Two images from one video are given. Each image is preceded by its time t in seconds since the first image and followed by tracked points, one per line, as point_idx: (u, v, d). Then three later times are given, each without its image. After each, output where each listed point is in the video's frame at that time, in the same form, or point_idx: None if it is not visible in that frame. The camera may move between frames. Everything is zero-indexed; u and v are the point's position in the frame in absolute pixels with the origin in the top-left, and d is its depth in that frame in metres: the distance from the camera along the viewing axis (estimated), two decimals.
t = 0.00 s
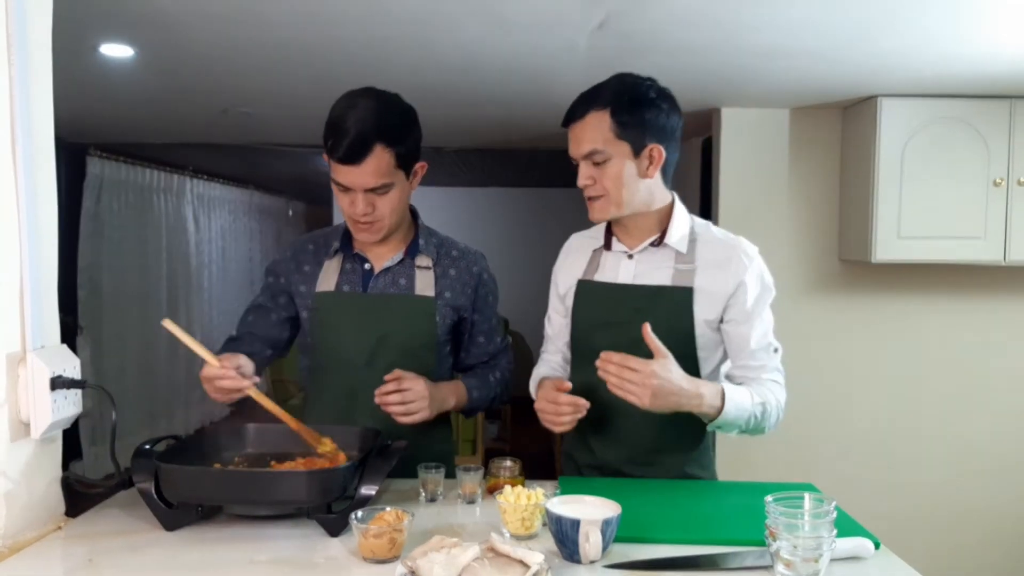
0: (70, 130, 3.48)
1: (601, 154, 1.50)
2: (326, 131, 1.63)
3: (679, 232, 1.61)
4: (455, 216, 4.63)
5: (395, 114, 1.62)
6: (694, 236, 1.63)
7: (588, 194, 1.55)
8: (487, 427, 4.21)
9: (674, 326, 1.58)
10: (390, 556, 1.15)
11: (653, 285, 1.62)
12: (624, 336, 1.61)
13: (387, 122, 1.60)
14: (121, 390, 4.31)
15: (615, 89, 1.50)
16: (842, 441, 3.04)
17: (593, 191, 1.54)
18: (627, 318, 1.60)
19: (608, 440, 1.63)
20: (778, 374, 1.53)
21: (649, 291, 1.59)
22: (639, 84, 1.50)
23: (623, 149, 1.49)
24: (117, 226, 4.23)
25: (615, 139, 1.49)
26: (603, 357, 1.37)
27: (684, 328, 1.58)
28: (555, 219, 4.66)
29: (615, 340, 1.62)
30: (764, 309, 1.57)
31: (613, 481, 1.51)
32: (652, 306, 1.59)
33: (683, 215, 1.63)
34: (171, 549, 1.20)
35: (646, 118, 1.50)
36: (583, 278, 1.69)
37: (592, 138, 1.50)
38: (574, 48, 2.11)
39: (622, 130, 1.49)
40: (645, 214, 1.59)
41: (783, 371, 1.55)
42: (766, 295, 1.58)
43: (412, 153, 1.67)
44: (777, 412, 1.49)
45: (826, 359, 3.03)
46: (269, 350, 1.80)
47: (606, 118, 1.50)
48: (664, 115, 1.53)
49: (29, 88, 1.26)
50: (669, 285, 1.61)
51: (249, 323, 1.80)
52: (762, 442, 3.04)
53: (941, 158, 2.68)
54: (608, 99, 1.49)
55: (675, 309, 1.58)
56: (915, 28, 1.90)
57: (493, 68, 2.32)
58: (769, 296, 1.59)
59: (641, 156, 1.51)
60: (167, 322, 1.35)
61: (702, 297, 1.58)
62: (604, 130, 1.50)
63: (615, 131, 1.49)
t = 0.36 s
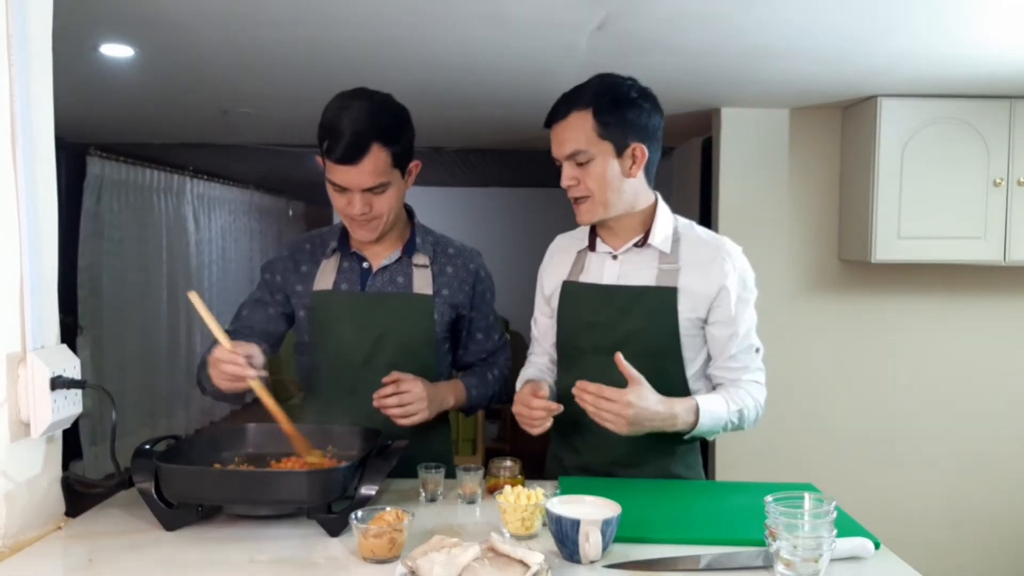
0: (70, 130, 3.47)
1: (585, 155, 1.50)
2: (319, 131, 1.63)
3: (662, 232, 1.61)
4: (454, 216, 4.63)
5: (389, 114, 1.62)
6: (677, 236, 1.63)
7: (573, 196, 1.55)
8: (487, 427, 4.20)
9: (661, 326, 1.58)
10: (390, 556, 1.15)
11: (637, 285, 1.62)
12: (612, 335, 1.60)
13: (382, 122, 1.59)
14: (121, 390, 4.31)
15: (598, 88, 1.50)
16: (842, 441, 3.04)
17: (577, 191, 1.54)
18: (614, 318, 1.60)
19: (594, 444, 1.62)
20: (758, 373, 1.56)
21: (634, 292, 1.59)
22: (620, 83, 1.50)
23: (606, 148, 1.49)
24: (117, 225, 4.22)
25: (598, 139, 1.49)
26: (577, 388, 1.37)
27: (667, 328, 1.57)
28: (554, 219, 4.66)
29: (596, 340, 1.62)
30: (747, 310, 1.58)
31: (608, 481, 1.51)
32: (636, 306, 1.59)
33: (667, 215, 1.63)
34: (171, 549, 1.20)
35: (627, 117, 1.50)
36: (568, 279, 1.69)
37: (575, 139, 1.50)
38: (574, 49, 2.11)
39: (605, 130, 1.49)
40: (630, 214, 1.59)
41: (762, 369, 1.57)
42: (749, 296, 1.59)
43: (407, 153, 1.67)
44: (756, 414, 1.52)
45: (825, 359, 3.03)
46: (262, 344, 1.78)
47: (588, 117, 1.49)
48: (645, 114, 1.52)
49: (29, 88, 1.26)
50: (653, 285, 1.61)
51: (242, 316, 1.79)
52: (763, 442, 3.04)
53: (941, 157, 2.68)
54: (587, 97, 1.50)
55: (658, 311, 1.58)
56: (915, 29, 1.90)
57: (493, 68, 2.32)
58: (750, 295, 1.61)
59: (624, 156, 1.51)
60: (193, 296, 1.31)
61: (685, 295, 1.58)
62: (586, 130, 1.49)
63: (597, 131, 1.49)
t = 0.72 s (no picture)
0: (69, 130, 3.47)
1: (577, 156, 1.49)
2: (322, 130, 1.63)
3: (654, 230, 1.61)
4: (454, 216, 4.63)
5: (391, 113, 1.62)
6: (670, 234, 1.62)
7: (567, 197, 1.54)
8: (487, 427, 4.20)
9: (654, 325, 1.58)
10: (390, 556, 1.15)
11: (630, 284, 1.62)
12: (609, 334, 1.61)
13: (385, 121, 1.60)
14: (121, 390, 4.31)
15: (583, 90, 1.49)
16: (842, 441, 3.04)
17: (571, 193, 1.53)
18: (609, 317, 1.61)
19: (589, 442, 1.61)
20: (746, 370, 1.50)
21: (625, 290, 1.60)
22: (606, 84, 1.50)
23: (599, 150, 1.49)
24: (117, 225, 4.22)
25: (588, 140, 1.48)
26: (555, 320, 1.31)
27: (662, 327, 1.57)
28: (554, 219, 4.65)
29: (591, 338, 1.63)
30: (736, 306, 1.55)
31: (607, 481, 1.51)
32: (631, 305, 1.59)
33: (658, 214, 1.63)
34: (172, 549, 1.20)
35: (617, 117, 1.50)
36: (562, 278, 1.70)
37: (567, 142, 1.49)
38: (574, 49, 2.11)
39: (598, 131, 1.48)
40: (623, 211, 1.59)
41: (753, 368, 1.51)
42: (740, 294, 1.57)
43: (410, 152, 1.67)
44: (739, 407, 1.45)
45: (826, 359, 3.03)
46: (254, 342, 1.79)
47: (578, 119, 1.48)
48: (633, 113, 1.52)
49: (29, 88, 1.26)
50: (646, 283, 1.61)
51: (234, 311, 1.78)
52: (762, 442, 3.04)
53: (941, 158, 2.68)
54: (572, 101, 1.50)
55: (651, 308, 1.58)
56: (915, 29, 1.90)
57: (492, 68, 2.32)
58: (742, 293, 1.58)
59: (616, 153, 1.50)
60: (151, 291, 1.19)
61: (676, 292, 1.58)
62: (577, 131, 1.48)
63: (587, 130, 1.48)
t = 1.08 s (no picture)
0: (70, 130, 3.47)
1: (583, 153, 1.49)
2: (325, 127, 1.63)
3: (654, 229, 1.61)
4: (454, 216, 4.63)
5: (395, 112, 1.62)
6: (670, 234, 1.62)
7: (569, 193, 1.54)
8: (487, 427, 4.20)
9: (652, 324, 1.58)
10: (390, 556, 1.15)
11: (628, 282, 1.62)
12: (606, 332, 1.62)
13: (388, 119, 1.60)
14: (121, 390, 4.32)
15: (594, 88, 1.50)
16: (842, 441, 3.04)
17: (574, 190, 1.53)
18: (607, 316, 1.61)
19: (587, 441, 1.61)
20: (737, 370, 1.49)
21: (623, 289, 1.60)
22: (617, 86, 1.50)
23: (605, 148, 1.49)
24: (116, 225, 4.22)
25: (596, 139, 1.48)
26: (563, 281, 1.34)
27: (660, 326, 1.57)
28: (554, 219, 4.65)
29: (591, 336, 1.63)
30: (732, 305, 1.54)
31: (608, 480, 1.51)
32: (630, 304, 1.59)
33: (660, 213, 1.62)
34: (171, 549, 1.20)
35: (626, 118, 1.50)
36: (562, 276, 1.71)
37: (574, 138, 1.49)
38: (574, 49, 2.11)
39: (605, 129, 1.48)
40: (625, 212, 1.59)
41: (744, 369, 1.50)
42: (738, 295, 1.56)
43: (412, 152, 1.67)
44: (727, 402, 1.44)
45: (826, 359, 3.03)
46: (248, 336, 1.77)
47: (586, 117, 1.49)
48: (642, 114, 1.52)
49: (29, 88, 1.26)
50: (645, 282, 1.60)
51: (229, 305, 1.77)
52: (762, 443, 3.04)
53: (940, 158, 2.68)
54: (583, 99, 1.50)
55: (650, 307, 1.58)
56: (915, 29, 1.89)
57: (492, 68, 2.32)
58: (739, 295, 1.57)
59: (623, 155, 1.50)
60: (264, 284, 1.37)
61: (673, 289, 1.58)
62: (586, 129, 1.48)
63: (597, 129, 1.48)
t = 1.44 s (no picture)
0: (69, 130, 3.47)
1: (591, 164, 1.49)
2: (332, 127, 1.62)
3: (663, 231, 1.61)
4: (454, 217, 4.48)
5: (402, 113, 1.63)
6: (678, 236, 1.62)
7: (579, 202, 1.55)
8: (488, 427, 4.20)
9: (654, 325, 1.58)
10: (390, 556, 1.15)
11: (633, 284, 1.62)
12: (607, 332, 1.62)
13: (397, 119, 1.60)
14: (121, 390, 4.32)
15: (603, 94, 1.47)
16: (842, 441, 3.04)
17: (584, 199, 1.54)
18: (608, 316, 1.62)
19: (589, 441, 1.62)
20: (738, 376, 1.49)
21: (628, 291, 1.60)
22: (623, 90, 1.48)
23: (611, 159, 1.48)
24: (116, 224, 4.22)
25: (605, 150, 1.48)
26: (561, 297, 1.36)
27: (660, 326, 1.58)
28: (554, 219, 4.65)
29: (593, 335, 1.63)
30: (737, 310, 1.55)
31: (607, 480, 1.51)
32: (631, 305, 1.59)
33: (669, 214, 1.62)
34: (171, 549, 1.20)
35: (633, 126, 1.48)
36: (568, 275, 1.71)
37: (581, 148, 1.49)
38: (574, 49, 2.12)
39: (611, 137, 1.47)
40: (633, 216, 1.59)
41: (745, 375, 1.50)
42: (742, 299, 1.57)
43: (418, 151, 1.68)
44: (728, 411, 1.44)
45: (826, 359, 3.02)
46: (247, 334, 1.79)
47: (592, 127, 1.47)
48: (649, 121, 1.51)
49: (28, 89, 1.25)
50: (651, 284, 1.61)
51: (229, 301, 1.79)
52: (762, 443, 3.04)
53: (940, 157, 2.68)
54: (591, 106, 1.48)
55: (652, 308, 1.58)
56: (915, 28, 1.89)
57: (492, 68, 2.32)
58: (744, 300, 1.58)
59: (629, 163, 1.50)
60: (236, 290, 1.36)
61: (678, 293, 1.58)
62: (592, 139, 1.48)
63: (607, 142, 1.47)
